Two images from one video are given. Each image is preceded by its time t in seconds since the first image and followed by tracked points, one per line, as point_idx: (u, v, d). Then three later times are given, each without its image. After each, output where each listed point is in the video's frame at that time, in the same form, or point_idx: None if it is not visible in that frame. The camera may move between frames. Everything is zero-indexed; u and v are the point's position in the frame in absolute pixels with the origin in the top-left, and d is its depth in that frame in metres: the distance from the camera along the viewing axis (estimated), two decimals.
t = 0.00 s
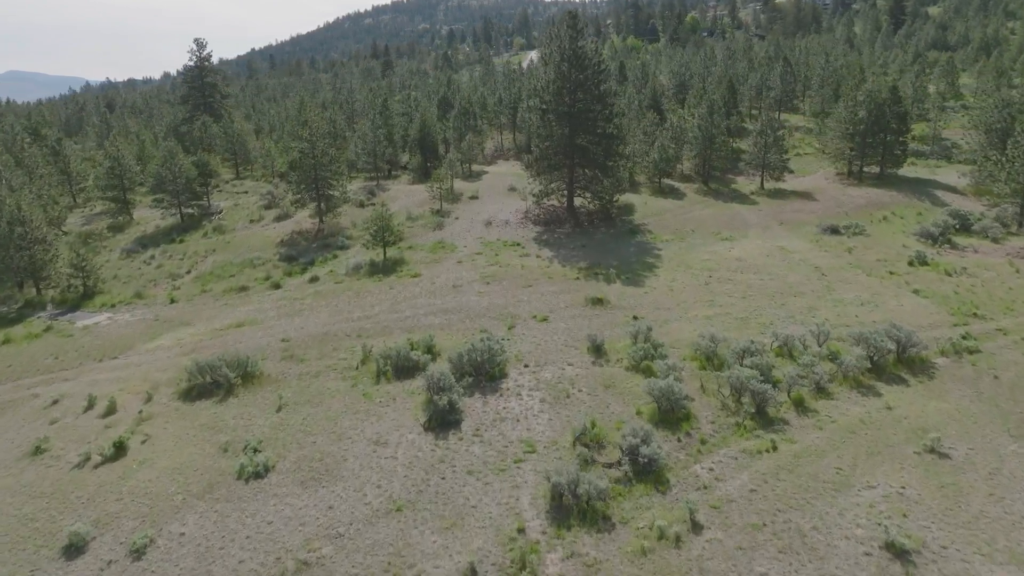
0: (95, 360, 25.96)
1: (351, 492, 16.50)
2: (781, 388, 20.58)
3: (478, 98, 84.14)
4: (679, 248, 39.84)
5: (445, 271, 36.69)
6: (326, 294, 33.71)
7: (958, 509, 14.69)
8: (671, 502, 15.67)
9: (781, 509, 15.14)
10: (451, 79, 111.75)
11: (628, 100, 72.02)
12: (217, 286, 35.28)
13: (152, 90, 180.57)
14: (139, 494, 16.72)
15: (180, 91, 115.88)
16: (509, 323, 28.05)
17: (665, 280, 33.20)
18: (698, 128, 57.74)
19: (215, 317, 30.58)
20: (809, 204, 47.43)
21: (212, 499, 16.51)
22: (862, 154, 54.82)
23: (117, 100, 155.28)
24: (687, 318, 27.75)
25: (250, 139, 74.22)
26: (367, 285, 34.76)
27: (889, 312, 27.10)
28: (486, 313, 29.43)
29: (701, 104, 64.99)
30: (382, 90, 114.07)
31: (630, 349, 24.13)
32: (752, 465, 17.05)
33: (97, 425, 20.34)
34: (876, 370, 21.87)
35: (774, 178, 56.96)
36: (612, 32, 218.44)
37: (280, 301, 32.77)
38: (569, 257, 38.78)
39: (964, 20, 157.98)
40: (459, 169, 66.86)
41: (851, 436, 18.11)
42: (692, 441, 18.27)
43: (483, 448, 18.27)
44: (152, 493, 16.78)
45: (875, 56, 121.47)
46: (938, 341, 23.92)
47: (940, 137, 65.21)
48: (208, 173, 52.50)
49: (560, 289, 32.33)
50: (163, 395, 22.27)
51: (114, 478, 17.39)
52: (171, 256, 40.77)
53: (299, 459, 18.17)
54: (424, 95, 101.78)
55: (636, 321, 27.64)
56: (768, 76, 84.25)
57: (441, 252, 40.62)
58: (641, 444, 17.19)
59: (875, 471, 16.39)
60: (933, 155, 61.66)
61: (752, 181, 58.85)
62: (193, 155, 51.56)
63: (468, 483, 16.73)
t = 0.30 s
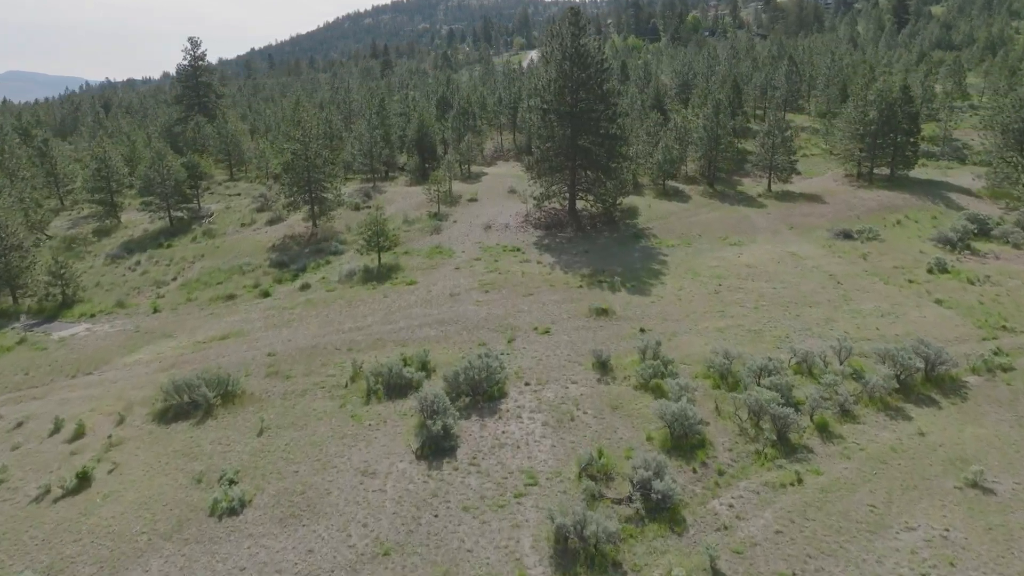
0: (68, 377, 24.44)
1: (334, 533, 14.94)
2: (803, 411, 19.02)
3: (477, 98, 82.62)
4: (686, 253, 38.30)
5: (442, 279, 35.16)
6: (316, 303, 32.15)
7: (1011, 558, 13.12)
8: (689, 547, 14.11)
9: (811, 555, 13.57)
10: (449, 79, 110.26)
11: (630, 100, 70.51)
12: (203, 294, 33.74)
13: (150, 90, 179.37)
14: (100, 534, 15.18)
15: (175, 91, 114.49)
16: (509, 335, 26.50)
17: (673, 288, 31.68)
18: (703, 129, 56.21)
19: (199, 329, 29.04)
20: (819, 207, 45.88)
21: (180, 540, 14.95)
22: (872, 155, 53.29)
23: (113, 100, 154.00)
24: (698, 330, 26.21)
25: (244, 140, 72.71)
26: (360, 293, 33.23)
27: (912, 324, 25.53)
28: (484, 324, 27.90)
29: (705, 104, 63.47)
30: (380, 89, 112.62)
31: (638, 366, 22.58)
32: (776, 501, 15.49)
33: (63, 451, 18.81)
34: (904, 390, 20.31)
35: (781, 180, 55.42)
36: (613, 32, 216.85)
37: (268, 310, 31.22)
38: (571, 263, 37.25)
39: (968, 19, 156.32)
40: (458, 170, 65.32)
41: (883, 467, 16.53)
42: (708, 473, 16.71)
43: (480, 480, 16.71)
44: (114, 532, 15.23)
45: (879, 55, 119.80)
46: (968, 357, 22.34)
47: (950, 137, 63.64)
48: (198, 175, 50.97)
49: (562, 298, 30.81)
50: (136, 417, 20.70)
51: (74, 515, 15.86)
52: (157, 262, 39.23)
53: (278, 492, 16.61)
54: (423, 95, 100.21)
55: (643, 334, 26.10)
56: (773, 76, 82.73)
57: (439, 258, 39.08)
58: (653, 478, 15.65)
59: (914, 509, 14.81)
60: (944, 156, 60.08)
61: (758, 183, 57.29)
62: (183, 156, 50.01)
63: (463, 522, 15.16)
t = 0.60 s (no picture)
0: (38, 396, 22.94)
1: None
2: (830, 439, 17.43)
3: (476, 98, 81.07)
4: (694, 260, 36.76)
5: (439, 287, 33.62)
6: (307, 312, 30.58)
7: None
8: None
9: None
10: (449, 79, 108.72)
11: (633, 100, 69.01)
12: (189, 302, 32.19)
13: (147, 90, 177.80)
14: None
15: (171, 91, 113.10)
16: (510, 350, 24.97)
17: (681, 297, 30.14)
18: (709, 130, 54.65)
19: (181, 341, 27.49)
20: (830, 211, 44.33)
21: None
22: (883, 157, 51.73)
23: (111, 100, 152.68)
24: (710, 344, 24.65)
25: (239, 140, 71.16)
26: (353, 302, 31.68)
27: (939, 338, 23.97)
28: (483, 337, 26.35)
29: (711, 104, 61.88)
30: (379, 89, 111.03)
31: (648, 386, 20.98)
32: (807, 545, 13.91)
33: (23, 483, 17.31)
34: (937, 414, 18.73)
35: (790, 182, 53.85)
36: (613, 31, 215.22)
37: (255, 321, 29.67)
38: (574, 270, 35.70)
39: (973, 18, 154.64)
40: (457, 171, 63.73)
41: (924, 504, 14.95)
42: (730, 511, 15.14)
43: (477, 518, 15.14)
44: None
45: (885, 54, 118.24)
46: (1003, 377, 20.77)
47: (962, 138, 62.08)
48: (189, 177, 49.41)
49: (566, 308, 29.27)
50: (106, 442, 19.13)
51: (28, 561, 14.36)
52: (143, 269, 37.69)
53: (255, 532, 15.05)
54: (421, 94, 98.58)
55: (652, 349, 24.55)
56: (779, 75, 81.15)
57: (436, 264, 37.52)
58: (670, 518, 14.08)
59: (962, 556, 13.22)
60: (957, 157, 58.48)
61: (765, 184, 55.75)
62: (173, 157, 48.45)
63: (459, 569, 13.58)
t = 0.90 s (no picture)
0: (4, 417, 21.39)
1: None
2: (863, 471, 15.86)
3: (476, 98, 79.52)
4: (703, 266, 35.21)
5: (436, 295, 32.06)
6: (297, 323, 29.00)
7: None
8: None
9: None
10: (448, 79, 107.15)
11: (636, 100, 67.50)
12: (173, 312, 30.64)
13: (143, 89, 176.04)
14: None
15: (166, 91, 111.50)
16: (512, 366, 23.42)
17: (692, 308, 28.58)
18: (715, 130, 53.09)
19: (162, 355, 25.93)
20: (843, 214, 42.75)
21: None
22: (895, 158, 50.14)
23: (107, 99, 151.20)
24: (725, 360, 23.09)
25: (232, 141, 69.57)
26: (346, 312, 30.16)
27: (970, 354, 22.44)
28: (483, 351, 24.82)
29: (717, 103, 60.27)
30: (377, 89, 109.46)
31: (661, 409, 19.42)
32: None
33: None
34: (978, 442, 17.16)
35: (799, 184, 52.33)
36: (614, 30, 213.61)
37: (242, 333, 28.10)
38: (577, 277, 34.17)
39: (977, 16, 153.01)
40: (456, 173, 62.21)
41: (974, 550, 13.39)
42: (758, 557, 13.58)
43: (476, 565, 13.59)
44: None
45: (889, 53, 116.59)
46: None
47: (974, 139, 60.55)
48: (179, 180, 47.82)
49: (570, 319, 27.72)
50: (71, 471, 17.57)
51: None
52: (128, 276, 36.13)
53: None
54: (420, 94, 97.02)
55: (663, 365, 22.98)
56: (784, 74, 79.61)
57: (434, 271, 35.94)
58: (691, 569, 12.52)
59: None
60: (969, 158, 56.94)
61: (773, 186, 54.22)
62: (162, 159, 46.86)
63: None
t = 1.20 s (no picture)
0: None
1: None
2: (904, 508, 14.26)
3: (476, 97, 77.98)
4: (712, 273, 33.65)
5: (433, 303, 30.53)
6: (285, 334, 27.44)
7: None
8: None
9: None
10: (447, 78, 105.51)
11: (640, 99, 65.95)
12: (155, 322, 29.09)
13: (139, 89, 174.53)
14: None
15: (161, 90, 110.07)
16: (513, 382, 21.85)
17: (703, 318, 27.02)
18: (722, 130, 51.52)
19: (140, 370, 24.36)
20: (856, 218, 41.18)
21: None
22: (909, 159, 48.56)
23: (103, 99, 149.94)
24: (742, 377, 21.55)
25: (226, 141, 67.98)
26: (337, 322, 28.60)
27: (1006, 371, 20.86)
28: (482, 366, 23.26)
29: (723, 102, 58.66)
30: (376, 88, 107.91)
31: (676, 433, 17.83)
32: None
33: None
34: None
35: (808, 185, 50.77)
36: (615, 29, 211.95)
37: (227, 344, 26.55)
38: (581, 284, 32.60)
39: (981, 15, 151.40)
40: (455, 174, 60.67)
41: None
42: None
43: None
44: None
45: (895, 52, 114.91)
46: None
47: (987, 139, 58.96)
48: (168, 181, 46.25)
49: (575, 330, 26.18)
50: (30, 505, 16.01)
51: None
52: (111, 282, 34.56)
53: None
54: (419, 94, 95.43)
55: (676, 382, 21.42)
56: (790, 73, 78.03)
57: (431, 278, 34.37)
58: None
59: None
60: (983, 159, 55.35)
61: (781, 188, 52.68)
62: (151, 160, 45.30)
63: None
